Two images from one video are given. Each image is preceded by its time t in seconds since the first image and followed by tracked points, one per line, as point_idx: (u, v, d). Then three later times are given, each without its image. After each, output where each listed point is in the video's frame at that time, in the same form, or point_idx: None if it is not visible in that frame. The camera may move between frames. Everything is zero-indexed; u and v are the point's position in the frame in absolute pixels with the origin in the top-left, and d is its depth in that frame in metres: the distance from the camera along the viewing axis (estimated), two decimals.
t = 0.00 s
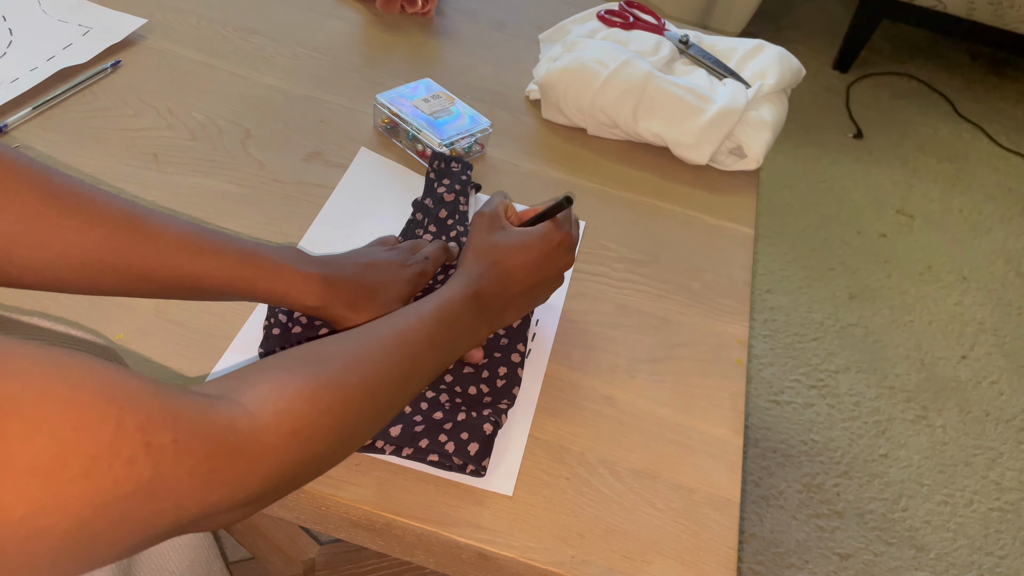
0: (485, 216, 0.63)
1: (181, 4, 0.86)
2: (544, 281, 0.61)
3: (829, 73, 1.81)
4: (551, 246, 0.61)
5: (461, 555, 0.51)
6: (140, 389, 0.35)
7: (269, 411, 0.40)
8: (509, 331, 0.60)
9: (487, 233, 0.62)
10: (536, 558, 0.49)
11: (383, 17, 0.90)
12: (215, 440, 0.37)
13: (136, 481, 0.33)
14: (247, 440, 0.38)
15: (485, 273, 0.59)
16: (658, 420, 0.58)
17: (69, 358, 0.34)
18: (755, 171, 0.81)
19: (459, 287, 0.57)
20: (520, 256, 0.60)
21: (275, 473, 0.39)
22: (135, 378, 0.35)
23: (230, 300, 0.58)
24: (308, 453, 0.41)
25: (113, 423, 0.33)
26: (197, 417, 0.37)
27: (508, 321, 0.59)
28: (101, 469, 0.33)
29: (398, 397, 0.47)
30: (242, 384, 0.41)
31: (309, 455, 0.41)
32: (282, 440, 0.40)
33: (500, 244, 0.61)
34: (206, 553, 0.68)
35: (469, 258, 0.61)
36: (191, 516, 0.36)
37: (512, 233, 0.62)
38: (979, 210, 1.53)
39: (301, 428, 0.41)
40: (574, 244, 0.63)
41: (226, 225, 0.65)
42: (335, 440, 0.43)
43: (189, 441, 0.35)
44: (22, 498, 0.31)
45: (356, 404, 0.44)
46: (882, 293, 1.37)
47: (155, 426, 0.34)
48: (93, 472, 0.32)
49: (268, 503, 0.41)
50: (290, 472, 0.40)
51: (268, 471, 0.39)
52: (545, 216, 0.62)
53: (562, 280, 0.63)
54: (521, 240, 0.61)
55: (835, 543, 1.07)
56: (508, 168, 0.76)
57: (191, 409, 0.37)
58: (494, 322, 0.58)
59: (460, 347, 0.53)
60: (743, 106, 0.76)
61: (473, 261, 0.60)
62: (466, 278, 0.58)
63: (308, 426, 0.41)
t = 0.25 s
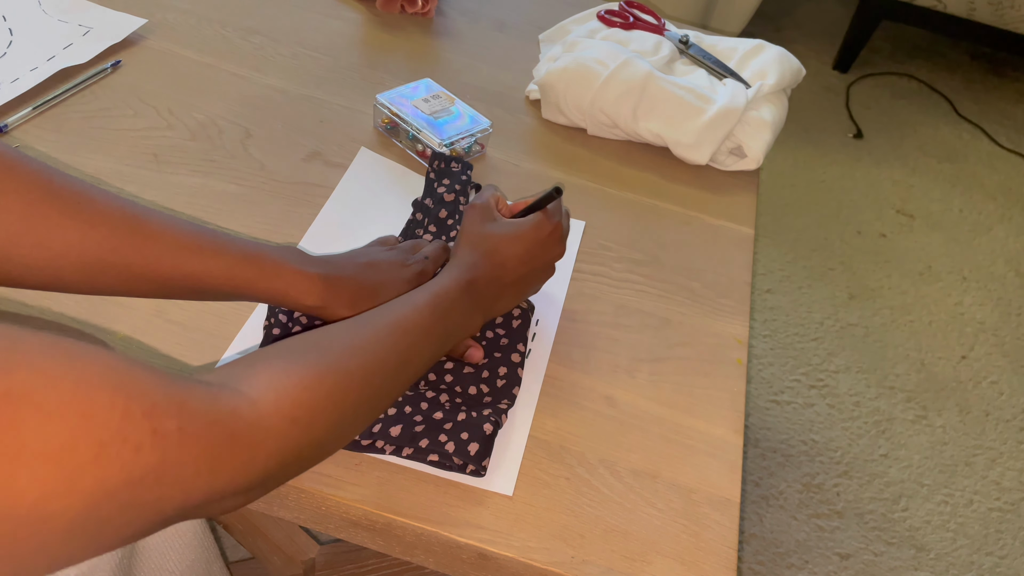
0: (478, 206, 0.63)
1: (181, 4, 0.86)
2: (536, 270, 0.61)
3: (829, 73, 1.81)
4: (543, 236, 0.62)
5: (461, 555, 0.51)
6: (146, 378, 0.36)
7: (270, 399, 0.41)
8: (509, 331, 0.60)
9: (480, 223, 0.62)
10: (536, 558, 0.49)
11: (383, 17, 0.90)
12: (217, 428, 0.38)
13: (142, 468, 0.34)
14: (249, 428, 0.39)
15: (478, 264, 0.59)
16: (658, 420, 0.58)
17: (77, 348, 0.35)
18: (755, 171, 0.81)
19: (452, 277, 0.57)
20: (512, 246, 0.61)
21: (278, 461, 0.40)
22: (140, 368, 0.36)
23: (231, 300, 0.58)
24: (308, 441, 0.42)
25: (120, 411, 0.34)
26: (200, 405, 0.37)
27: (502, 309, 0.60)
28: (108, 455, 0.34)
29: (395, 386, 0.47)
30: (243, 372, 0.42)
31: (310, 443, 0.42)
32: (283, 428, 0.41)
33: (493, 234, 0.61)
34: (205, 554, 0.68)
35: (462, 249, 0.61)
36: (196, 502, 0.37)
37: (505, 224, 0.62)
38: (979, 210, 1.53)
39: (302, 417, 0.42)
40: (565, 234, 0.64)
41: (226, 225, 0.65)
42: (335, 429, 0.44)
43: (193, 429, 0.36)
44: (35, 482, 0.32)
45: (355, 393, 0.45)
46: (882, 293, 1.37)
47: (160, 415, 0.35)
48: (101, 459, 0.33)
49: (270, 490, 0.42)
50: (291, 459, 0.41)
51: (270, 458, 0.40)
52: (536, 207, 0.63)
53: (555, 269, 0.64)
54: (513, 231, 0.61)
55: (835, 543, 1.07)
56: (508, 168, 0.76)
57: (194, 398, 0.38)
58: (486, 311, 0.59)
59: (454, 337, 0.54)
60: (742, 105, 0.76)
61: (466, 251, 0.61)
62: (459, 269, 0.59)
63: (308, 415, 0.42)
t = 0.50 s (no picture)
0: (476, 201, 0.64)
1: (181, 4, 0.86)
2: (534, 264, 0.62)
3: (829, 73, 1.81)
4: (542, 231, 0.62)
5: (461, 555, 0.51)
6: (151, 365, 0.35)
7: (274, 387, 0.40)
8: (509, 331, 0.60)
9: (479, 218, 0.63)
10: (536, 557, 0.49)
11: (383, 17, 0.90)
12: (224, 414, 0.37)
13: (149, 454, 0.34)
14: (255, 415, 0.39)
15: (478, 258, 0.60)
16: (658, 420, 0.58)
17: (81, 334, 0.34)
18: (755, 171, 0.81)
19: (452, 271, 0.57)
20: (512, 241, 0.61)
21: (283, 448, 0.40)
22: (143, 355, 0.36)
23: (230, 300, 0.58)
24: (314, 429, 0.42)
25: (125, 398, 0.34)
26: (205, 392, 0.37)
27: (501, 304, 0.60)
28: (114, 442, 0.33)
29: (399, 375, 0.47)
30: (245, 361, 0.42)
31: (316, 430, 0.42)
32: (288, 415, 0.40)
33: (492, 229, 0.62)
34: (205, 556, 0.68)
35: (461, 243, 0.61)
36: (203, 490, 0.36)
37: (504, 219, 0.63)
38: (978, 210, 1.54)
39: (307, 404, 0.41)
40: (564, 230, 0.64)
41: (226, 225, 0.65)
42: (340, 416, 0.43)
43: (199, 416, 0.36)
44: (42, 467, 0.31)
45: (358, 381, 0.44)
46: (882, 294, 1.37)
47: (166, 401, 0.35)
48: (107, 446, 0.33)
49: (275, 478, 0.42)
50: (296, 447, 0.41)
51: (276, 445, 0.39)
52: (534, 203, 0.63)
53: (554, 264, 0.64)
54: (512, 225, 0.62)
55: (835, 543, 1.07)
56: (508, 168, 0.76)
57: (199, 385, 0.37)
58: (486, 305, 0.59)
59: (455, 330, 0.54)
60: (742, 105, 0.76)
61: (465, 245, 0.61)
62: (459, 262, 0.59)
63: (313, 402, 0.42)
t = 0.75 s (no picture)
0: (479, 193, 0.64)
1: (181, 4, 0.86)
2: (536, 256, 0.62)
3: (829, 73, 1.81)
4: (545, 223, 0.63)
5: (461, 555, 0.51)
6: (163, 347, 0.35)
7: (284, 369, 0.40)
8: (509, 331, 0.60)
9: (483, 210, 0.63)
10: (536, 558, 0.49)
11: (383, 17, 0.90)
12: (234, 396, 0.37)
13: (163, 434, 0.34)
14: (266, 396, 0.39)
15: (482, 248, 0.60)
16: (658, 420, 0.58)
17: (92, 317, 0.34)
18: (755, 171, 0.81)
19: (457, 260, 0.57)
20: (516, 232, 0.61)
21: (295, 429, 0.40)
22: (156, 337, 0.36)
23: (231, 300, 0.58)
24: (324, 412, 0.42)
25: (137, 378, 0.33)
26: (216, 374, 0.37)
27: (502, 294, 0.61)
28: (129, 422, 0.33)
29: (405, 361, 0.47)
30: (254, 344, 0.42)
31: (325, 413, 0.42)
32: (299, 397, 0.40)
33: (497, 220, 0.62)
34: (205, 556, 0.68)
35: (465, 234, 0.61)
36: (215, 468, 0.37)
37: (509, 210, 0.63)
38: (979, 210, 1.53)
39: (317, 387, 0.41)
40: (567, 221, 0.65)
41: (225, 226, 0.65)
42: (349, 400, 0.43)
43: (211, 397, 0.36)
44: (57, 447, 0.31)
45: (366, 364, 0.45)
46: (882, 294, 1.37)
47: (178, 382, 0.35)
48: (123, 426, 0.33)
49: (285, 458, 0.42)
50: (306, 428, 0.41)
51: (287, 426, 0.39)
52: (539, 194, 0.63)
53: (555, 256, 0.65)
54: (516, 217, 0.62)
55: (835, 543, 1.07)
56: (508, 168, 0.76)
57: (210, 367, 0.37)
58: (489, 294, 0.59)
59: (459, 318, 0.54)
60: (743, 105, 0.76)
61: (470, 236, 0.61)
62: (464, 252, 0.59)
63: (322, 385, 0.42)
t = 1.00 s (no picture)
0: (477, 187, 0.64)
1: (181, 4, 0.86)
2: (535, 245, 0.63)
3: (829, 73, 1.81)
4: (541, 213, 0.63)
5: (461, 555, 0.51)
6: (171, 328, 0.35)
7: (289, 351, 0.40)
8: (509, 331, 0.60)
9: (481, 202, 0.63)
10: (536, 558, 0.49)
11: (383, 17, 0.90)
12: (242, 377, 0.37)
13: (175, 415, 0.33)
14: (273, 379, 0.38)
15: (481, 238, 0.60)
16: (658, 420, 0.58)
17: (98, 299, 0.33)
18: (755, 171, 0.81)
19: (457, 250, 0.57)
20: (514, 222, 0.62)
21: (301, 412, 0.40)
22: (163, 318, 0.35)
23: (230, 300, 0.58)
24: (330, 395, 0.42)
25: (148, 359, 0.33)
26: (223, 355, 0.36)
27: (502, 284, 0.61)
28: (140, 403, 0.32)
29: (407, 348, 0.47)
30: (258, 328, 0.41)
31: (331, 396, 0.42)
32: (305, 380, 0.40)
33: (494, 210, 0.62)
34: (205, 555, 0.69)
35: (463, 225, 0.61)
36: (223, 450, 0.36)
37: (505, 203, 0.63)
38: (978, 210, 1.54)
39: (323, 370, 0.41)
40: (561, 212, 0.65)
41: (225, 226, 0.65)
42: (354, 383, 0.43)
43: (220, 378, 0.36)
44: (69, 429, 0.31)
45: (370, 349, 0.44)
46: (882, 294, 1.37)
47: (188, 363, 0.34)
48: (135, 407, 0.32)
49: (289, 441, 0.42)
50: (313, 411, 0.41)
51: (294, 408, 0.39)
52: (534, 185, 0.64)
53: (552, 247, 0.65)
54: (514, 207, 0.62)
55: (835, 543, 1.07)
56: (508, 168, 0.76)
57: (218, 348, 0.37)
58: (489, 284, 0.59)
59: (461, 307, 0.54)
60: (742, 105, 0.76)
61: (468, 227, 0.61)
62: (463, 242, 0.59)
63: (328, 369, 0.41)
